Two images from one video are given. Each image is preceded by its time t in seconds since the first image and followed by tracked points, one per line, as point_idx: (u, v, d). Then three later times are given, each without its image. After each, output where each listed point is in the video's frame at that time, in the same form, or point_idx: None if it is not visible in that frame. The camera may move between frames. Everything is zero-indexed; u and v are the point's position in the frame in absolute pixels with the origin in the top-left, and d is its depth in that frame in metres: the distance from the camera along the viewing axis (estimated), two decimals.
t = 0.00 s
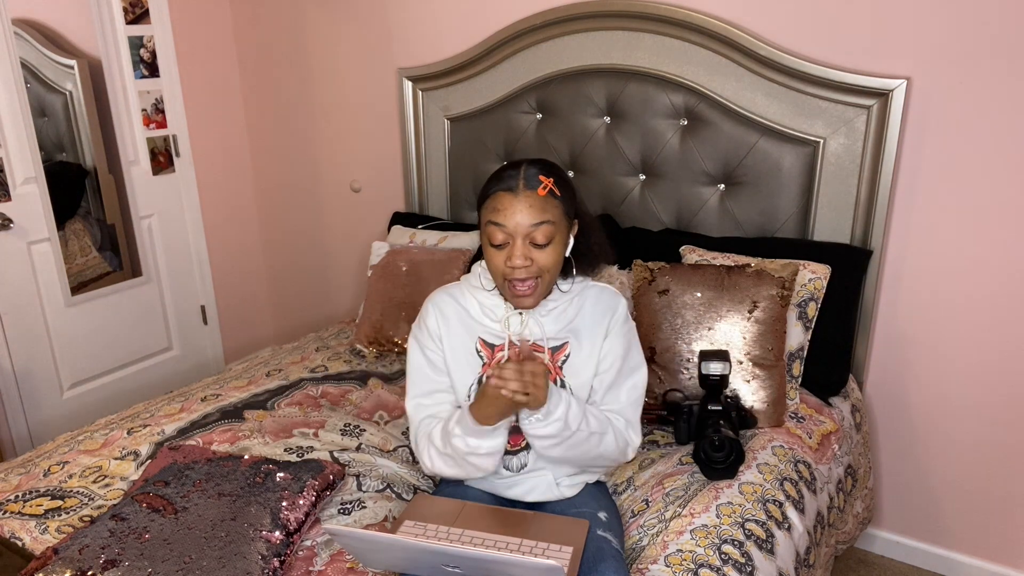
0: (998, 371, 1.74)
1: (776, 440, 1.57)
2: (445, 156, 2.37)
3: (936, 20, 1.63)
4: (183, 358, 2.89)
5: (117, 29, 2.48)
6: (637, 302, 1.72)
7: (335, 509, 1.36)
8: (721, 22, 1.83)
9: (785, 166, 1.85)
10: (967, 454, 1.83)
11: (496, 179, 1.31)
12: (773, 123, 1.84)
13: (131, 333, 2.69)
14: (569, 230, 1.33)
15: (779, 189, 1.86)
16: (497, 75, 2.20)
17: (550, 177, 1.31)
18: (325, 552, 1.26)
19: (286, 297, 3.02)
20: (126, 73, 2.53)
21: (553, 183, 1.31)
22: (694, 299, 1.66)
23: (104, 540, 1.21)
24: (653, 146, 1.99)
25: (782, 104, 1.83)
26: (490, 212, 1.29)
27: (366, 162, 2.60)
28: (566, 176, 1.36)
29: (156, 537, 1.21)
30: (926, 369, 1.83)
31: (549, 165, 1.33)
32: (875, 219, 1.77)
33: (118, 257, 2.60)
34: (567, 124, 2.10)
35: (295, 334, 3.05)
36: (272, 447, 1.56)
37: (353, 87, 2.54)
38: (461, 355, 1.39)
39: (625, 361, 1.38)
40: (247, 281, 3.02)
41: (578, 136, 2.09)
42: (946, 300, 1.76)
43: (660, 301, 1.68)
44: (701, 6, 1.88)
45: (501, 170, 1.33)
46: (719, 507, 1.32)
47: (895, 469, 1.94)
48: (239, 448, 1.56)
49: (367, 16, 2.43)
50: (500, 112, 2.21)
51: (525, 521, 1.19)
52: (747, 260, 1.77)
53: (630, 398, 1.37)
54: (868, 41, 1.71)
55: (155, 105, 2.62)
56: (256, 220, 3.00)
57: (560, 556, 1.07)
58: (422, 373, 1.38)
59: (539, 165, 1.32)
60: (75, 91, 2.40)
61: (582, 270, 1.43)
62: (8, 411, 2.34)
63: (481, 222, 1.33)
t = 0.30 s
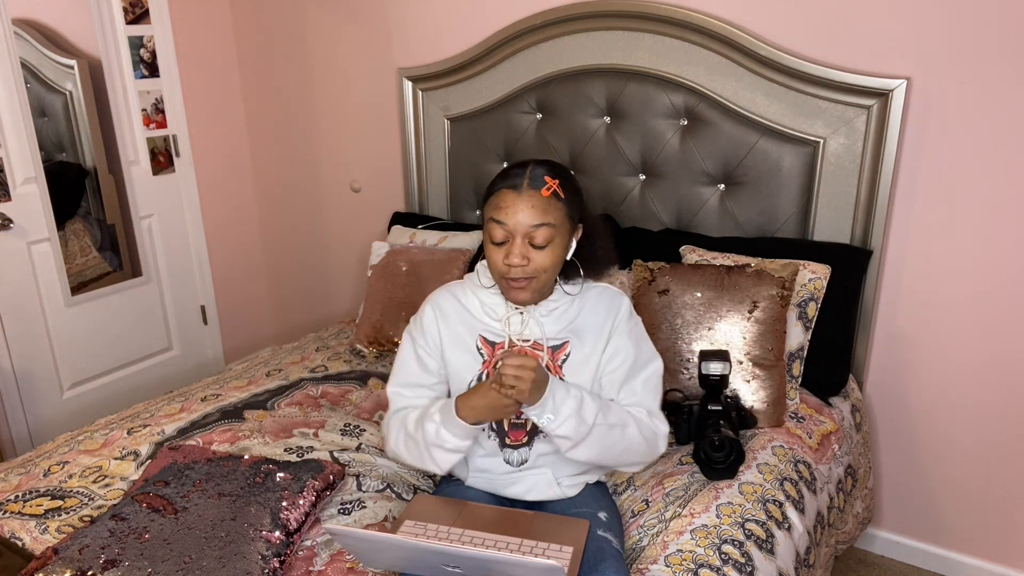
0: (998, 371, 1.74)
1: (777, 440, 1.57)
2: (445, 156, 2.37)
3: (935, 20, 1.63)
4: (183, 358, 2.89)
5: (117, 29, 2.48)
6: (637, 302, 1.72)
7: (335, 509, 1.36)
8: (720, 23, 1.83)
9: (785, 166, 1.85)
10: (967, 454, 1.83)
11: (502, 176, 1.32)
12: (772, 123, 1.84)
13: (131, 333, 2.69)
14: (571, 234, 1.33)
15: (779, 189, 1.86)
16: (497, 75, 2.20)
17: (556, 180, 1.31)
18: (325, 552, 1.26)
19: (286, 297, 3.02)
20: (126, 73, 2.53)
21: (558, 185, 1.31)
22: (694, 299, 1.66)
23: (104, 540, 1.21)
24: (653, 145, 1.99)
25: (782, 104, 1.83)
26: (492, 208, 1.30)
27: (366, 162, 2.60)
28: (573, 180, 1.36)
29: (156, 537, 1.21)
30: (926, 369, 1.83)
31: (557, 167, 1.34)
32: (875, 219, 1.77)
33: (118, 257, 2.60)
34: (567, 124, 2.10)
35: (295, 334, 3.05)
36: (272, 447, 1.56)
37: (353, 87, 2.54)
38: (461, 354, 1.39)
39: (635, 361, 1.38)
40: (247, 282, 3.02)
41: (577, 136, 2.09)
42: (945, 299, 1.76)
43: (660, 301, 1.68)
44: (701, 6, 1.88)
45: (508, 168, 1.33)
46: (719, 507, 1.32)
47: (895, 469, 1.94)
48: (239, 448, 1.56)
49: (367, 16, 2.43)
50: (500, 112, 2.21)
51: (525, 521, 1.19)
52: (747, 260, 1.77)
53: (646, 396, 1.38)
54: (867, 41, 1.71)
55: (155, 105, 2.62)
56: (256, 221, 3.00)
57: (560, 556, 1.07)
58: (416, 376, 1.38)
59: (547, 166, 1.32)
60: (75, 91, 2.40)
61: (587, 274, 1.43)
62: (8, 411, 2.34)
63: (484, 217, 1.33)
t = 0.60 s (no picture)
0: (998, 371, 1.74)
1: (777, 440, 1.57)
2: (445, 156, 2.37)
3: (935, 20, 1.63)
4: (183, 358, 2.89)
5: (117, 29, 2.48)
6: (637, 302, 1.72)
7: (335, 509, 1.36)
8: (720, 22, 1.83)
9: (785, 166, 1.85)
10: (967, 454, 1.83)
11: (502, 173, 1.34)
12: (772, 123, 1.84)
13: (131, 333, 2.69)
14: (554, 240, 1.32)
15: (780, 188, 1.86)
16: (497, 75, 2.20)
17: (550, 182, 1.31)
18: (325, 552, 1.26)
19: (286, 298, 3.02)
20: (126, 73, 2.53)
21: (549, 189, 1.30)
22: (694, 299, 1.66)
23: (104, 540, 1.21)
24: (653, 145, 1.99)
25: (782, 104, 1.83)
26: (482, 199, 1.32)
27: (367, 162, 2.60)
28: (574, 185, 1.35)
29: (156, 537, 1.21)
30: (926, 369, 1.83)
31: (558, 171, 1.33)
32: (875, 219, 1.77)
33: (118, 257, 2.60)
34: (567, 124, 2.10)
35: (295, 334, 3.04)
36: (272, 447, 1.56)
37: (353, 87, 2.54)
38: (452, 357, 1.38)
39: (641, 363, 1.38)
40: (247, 282, 3.02)
41: (577, 136, 2.09)
42: (945, 299, 1.76)
43: (660, 301, 1.68)
44: (701, 6, 1.89)
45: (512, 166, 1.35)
46: (719, 507, 1.32)
47: (895, 469, 1.94)
48: (239, 448, 1.56)
49: (367, 16, 2.43)
50: (500, 112, 2.21)
51: (525, 521, 1.19)
52: (747, 260, 1.77)
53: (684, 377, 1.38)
54: (867, 41, 1.71)
55: (155, 105, 2.62)
56: (256, 221, 3.00)
57: (561, 556, 1.07)
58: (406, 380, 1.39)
59: (547, 168, 1.33)
60: (75, 92, 2.40)
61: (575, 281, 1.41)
62: (8, 411, 2.34)
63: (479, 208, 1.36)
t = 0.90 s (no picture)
0: (998, 370, 1.74)
1: (777, 440, 1.57)
2: (445, 156, 2.37)
3: (936, 20, 1.63)
4: (183, 358, 2.89)
5: (117, 29, 2.48)
6: (637, 303, 1.72)
7: (335, 509, 1.36)
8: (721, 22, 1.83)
9: (785, 166, 1.85)
10: (967, 454, 1.83)
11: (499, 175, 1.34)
12: (772, 123, 1.84)
13: (131, 333, 2.69)
14: (552, 242, 1.32)
15: (780, 188, 1.86)
16: (497, 76, 2.20)
17: (545, 186, 1.30)
18: (325, 552, 1.26)
19: (286, 297, 3.02)
20: (126, 73, 2.53)
21: (545, 193, 1.30)
22: (694, 299, 1.66)
23: (104, 540, 1.21)
24: (653, 146, 1.99)
25: (782, 104, 1.83)
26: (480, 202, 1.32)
27: (367, 162, 2.60)
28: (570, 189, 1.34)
29: (156, 537, 1.21)
30: (926, 368, 1.83)
31: (554, 174, 1.33)
32: (875, 219, 1.77)
33: (119, 257, 2.60)
34: (567, 124, 2.10)
35: (295, 334, 3.04)
36: (272, 447, 1.56)
37: (353, 86, 2.54)
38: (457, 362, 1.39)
39: (634, 411, 1.39)
40: (247, 282, 3.02)
41: (577, 136, 2.09)
42: (944, 299, 1.76)
43: (660, 301, 1.68)
44: (701, 6, 1.88)
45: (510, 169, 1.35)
46: (719, 507, 1.32)
47: (895, 469, 1.94)
48: (239, 448, 1.56)
49: (367, 16, 2.43)
50: (500, 112, 2.21)
51: (525, 522, 1.19)
52: (747, 260, 1.77)
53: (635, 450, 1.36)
54: (867, 41, 1.71)
55: (155, 105, 2.62)
56: (256, 221, 2.99)
57: (560, 557, 1.07)
58: (414, 386, 1.37)
59: (544, 172, 1.32)
60: (75, 92, 2.40)
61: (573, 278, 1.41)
62: (8, 411, 2.34)
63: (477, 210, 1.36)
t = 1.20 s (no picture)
0: (999, 370, 1.74)
1: (777, 440, 1.57)
2: (445, 156, 2.37)
3: (936, 20, 1.63)
4: (183, 359, 2.89)
5: (117, 29, 2.48)
6: (637, 302, 1.72)
7: (335, 509, 1.36)
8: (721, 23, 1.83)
9: (785, 166, 1.85)
10: (968, 454, 1.83)
11: (501, 176, 1.31)
12: (772, 123, 1.84)
13: (130, 333, 2.69)
14: (562, 237, 1.34)
15: (780, 188, 1.86)
16: (497, 75, 2.20)
17: (553, 185, 1.30)
18: (325, 552, 1.26)
19: (286, 298, 3.02)
20: (126, 73, 2.53)
21: (555, 192, 1.30)
22: (694, 299, 1.66)
23: (104, 540, 1.21)
24: (653, 146, 1.99)
25: (782, 104, 1.83)
26: (489, 206, 1.29)
27: (367, 163, 2.60)
28: (571, 181, 1.35)
29: (156, 537, 1.21)
30: (926, 369, 1.83)
31: (556, 169, 1.32)
32: (875, 219, 1.77)
33: (119, 257, 2.60)
34: (567, 124, 2.10)
35: (295, 334, 3.04)
36: (272, 447, 1.56)
37: (353, 86, 2.54)
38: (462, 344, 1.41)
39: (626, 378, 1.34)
40: (247, 282, 3.02)
41: (577, 136, 2.09)
42: (945, 299, 1.76)
43: (660, 301, 1.68)
44: (701, 6, 1.88)
45: (510, 167, 1.32)
46: (719, 507, 1.32)
47: (895, 469, 1.94)
48: (239, 448, 1.56)
49: (367, 16, 2.43)
50: (500, 112, 2.21)
51: (525, 521, 1.19)
52: (748, 260, 1.77)
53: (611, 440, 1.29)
54: (867, 42, 1.71)
55: (155, 105, 2.62)
56: (256, 221, 2.99)
57: (561, 555, 1.07)
58: (411, 348, 1.38)
59: (546, 169, 1.31)
60: (75, 91, 2.40)
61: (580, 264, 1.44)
62: (8, 411, 2.34)
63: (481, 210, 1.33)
